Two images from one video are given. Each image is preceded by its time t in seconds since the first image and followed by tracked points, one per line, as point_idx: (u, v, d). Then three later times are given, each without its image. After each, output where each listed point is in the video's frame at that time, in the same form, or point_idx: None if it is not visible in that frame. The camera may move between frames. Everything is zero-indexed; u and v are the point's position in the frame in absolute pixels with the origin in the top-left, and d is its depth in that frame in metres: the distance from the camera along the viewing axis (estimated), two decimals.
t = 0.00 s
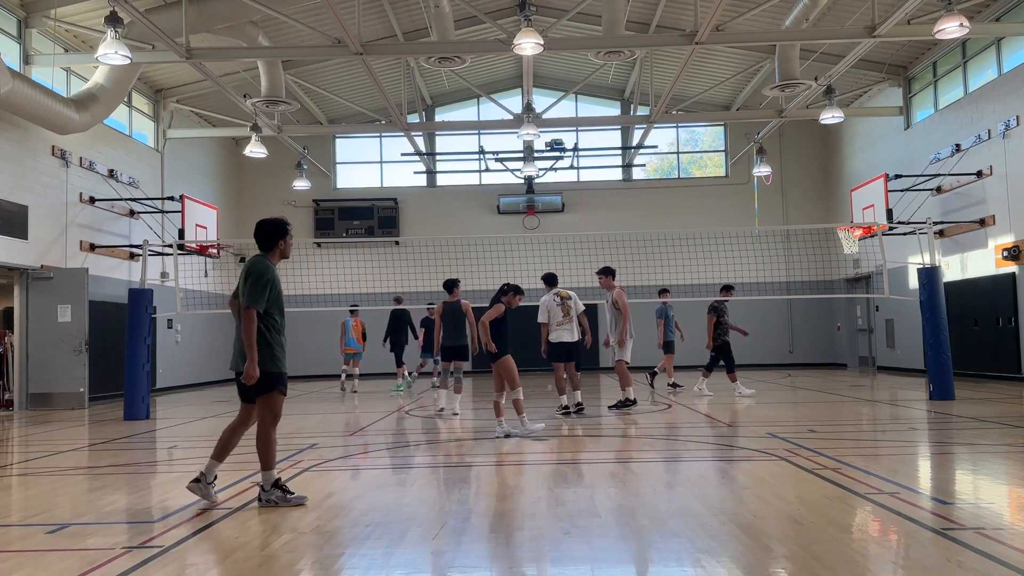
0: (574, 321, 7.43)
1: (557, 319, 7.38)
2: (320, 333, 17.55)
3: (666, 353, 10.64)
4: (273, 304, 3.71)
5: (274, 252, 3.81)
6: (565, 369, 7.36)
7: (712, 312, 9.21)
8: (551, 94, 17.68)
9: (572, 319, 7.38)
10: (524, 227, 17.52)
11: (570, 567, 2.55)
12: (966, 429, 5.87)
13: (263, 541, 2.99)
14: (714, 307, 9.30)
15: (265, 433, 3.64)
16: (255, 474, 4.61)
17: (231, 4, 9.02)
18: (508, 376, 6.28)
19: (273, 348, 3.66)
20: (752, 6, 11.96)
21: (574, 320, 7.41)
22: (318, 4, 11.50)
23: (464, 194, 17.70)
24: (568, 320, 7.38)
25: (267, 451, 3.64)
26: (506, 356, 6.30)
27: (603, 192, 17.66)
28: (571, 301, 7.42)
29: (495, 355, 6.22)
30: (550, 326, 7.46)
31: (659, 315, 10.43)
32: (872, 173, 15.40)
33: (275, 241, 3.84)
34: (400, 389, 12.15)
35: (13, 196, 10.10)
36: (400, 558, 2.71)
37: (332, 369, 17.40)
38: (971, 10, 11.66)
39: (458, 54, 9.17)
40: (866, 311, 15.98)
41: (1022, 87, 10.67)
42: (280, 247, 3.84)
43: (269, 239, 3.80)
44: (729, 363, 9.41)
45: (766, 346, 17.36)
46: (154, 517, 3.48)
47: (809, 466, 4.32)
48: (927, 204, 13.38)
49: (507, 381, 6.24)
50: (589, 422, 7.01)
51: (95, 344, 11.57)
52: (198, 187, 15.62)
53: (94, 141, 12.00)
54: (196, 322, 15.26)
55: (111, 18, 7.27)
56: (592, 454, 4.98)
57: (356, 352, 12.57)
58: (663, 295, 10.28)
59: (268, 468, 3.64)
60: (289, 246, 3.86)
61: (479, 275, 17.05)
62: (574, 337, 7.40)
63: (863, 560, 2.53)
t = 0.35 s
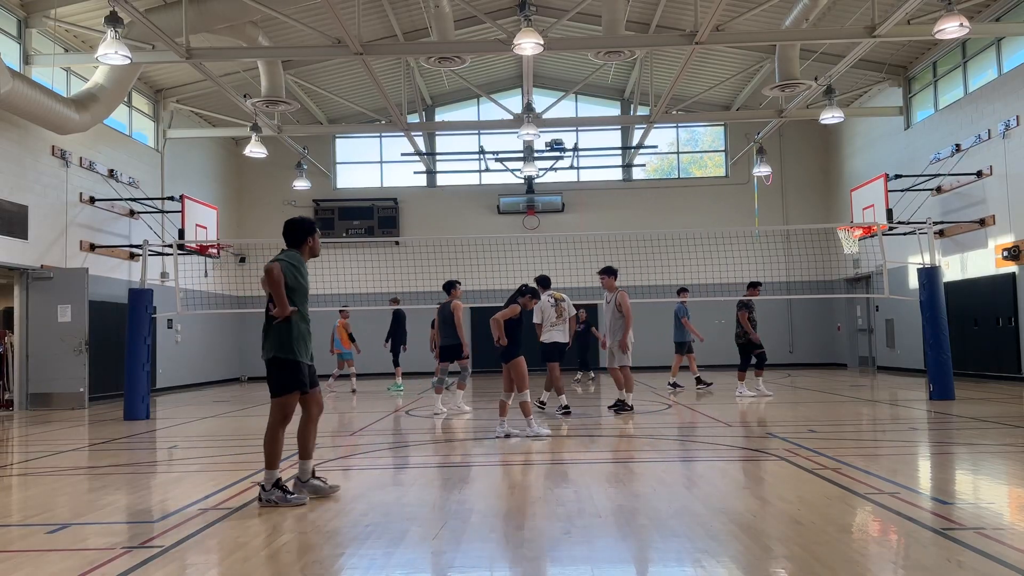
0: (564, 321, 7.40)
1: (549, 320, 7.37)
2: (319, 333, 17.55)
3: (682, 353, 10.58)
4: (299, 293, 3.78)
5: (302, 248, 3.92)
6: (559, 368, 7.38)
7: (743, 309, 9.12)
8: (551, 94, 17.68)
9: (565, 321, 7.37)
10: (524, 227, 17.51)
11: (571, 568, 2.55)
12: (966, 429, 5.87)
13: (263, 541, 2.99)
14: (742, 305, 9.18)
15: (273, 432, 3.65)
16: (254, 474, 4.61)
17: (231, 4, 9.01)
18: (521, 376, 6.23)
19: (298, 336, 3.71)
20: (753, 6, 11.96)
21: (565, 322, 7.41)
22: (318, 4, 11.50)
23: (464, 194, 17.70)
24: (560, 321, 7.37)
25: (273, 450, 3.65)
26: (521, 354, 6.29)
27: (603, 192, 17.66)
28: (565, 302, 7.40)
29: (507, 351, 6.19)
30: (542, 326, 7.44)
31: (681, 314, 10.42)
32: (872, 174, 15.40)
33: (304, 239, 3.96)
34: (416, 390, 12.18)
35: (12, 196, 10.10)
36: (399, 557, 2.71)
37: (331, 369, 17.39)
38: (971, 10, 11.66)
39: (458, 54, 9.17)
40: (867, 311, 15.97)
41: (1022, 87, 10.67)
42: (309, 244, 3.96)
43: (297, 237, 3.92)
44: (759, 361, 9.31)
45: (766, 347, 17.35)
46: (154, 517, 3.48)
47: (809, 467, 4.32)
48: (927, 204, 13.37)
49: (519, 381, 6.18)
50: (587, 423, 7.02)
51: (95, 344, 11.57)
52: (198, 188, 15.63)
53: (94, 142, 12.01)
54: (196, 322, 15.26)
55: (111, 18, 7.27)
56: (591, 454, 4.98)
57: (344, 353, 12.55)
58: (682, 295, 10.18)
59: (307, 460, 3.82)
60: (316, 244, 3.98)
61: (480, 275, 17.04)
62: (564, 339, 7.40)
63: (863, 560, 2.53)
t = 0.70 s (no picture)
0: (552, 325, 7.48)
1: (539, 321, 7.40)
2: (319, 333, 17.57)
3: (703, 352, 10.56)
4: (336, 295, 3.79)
5: (332, 249, 3.90)
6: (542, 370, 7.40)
7: (768, 307, 9.06)
8: (551, 94, 17.68)
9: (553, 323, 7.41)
10: (524, 227, 17.51)
11: (571, 567, 2.55)
12: (966, 429, 5.87)
13: (264, 541, 2.99)
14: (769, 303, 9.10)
15: (300, 432, 3.65)
16: (254, 474, 4.61)
17: (231, 4, 9.01)
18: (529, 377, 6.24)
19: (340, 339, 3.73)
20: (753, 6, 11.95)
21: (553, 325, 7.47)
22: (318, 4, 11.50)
23: (464, 194, 17.70)
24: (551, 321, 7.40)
25: (293, 447, 3.65)
26: (531, 353, 6.33)
27: (603, 191, 17.66)
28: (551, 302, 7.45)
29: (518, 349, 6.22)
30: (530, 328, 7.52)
31: (697, 314, 10.43)
32: (872, 174, 15.40)
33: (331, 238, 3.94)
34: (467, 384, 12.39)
35: (12, 196, 10.09)
36: (399, 557, 2.71)
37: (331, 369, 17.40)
38: (971, 10, 11.66)
39: (458, 54, 9.17)
40: (867, 311, 15.97)
41: (1021, 87, 10.67)
42: (337, 244, 3.94)
43: (327, 236, 3.90)
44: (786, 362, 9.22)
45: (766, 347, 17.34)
46: (154, 517, 3.48)
47: (809, 467, 4.32)
48: (927, 204, 13.37)
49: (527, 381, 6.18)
50: (587, 423, 7.02)
51: (95, 343, 11.57)
52: (198, 188, 15.62)
53: (94, 141, 12.01)
54: (196, 322, 15.27)
55: (111, 18, 7.27)
56: (592, 454, 4.98)
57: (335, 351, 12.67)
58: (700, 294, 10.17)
59: (355, 461, 3.82)
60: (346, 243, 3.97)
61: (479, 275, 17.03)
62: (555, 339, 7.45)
63: (863, 560, 2.53)
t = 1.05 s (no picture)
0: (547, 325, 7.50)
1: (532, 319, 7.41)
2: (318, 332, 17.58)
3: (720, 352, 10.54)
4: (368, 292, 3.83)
5: (361, 247, 3.95)
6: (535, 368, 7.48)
7: (786, 307, 9.04)
8: (551, 94, 17.68)
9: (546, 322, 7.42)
10: (524, 227, 17.50)
11: (570, 566, 2.55)
12: (966, 429, 5.87)
13: (264, 541, 2.99)
14: (789, 302, 9.08)
15: (374, 420, 3.69)
16: (254, 474, 4.61)
17: (230, 4, 9.01)
18: (533, 376, 6.27)
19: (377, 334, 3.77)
20: (753, 6, 11.95)
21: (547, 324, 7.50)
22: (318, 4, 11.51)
23: (464, 194, 17.70)
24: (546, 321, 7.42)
25: (368, 429, 3.68)
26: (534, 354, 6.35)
27: (603, 192, 17.66)
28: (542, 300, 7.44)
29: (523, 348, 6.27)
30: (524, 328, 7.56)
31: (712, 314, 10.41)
32: (872, 174, 15.40)
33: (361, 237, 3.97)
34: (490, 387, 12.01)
35: (12, 197, 10.09)
36: (399, 558, 2.71)
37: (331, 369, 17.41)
38: (971, 10, 11.66)
39: (458, 54, 9.17)
40: (867, 311, 15.98)
41: (1021, 87, 10.67)
42: (366, 242, 3.98)
43: (356, 236, 3.94)
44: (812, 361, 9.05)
45: (766, 347, 17.34)
46: (154, 518, 3.48)
47: (809, 466, 4.32)
48: (927, 205, 13.38)
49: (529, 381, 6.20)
50: (587, 423, 7.03)
51: (95, 343, 11.57)
52: (198, 188, 15.63)
53: (94, 141, 12.01)
54: (196, 323, 15.27)
55: (111, 18, 7.27)
56: (593, 454, 4.97)
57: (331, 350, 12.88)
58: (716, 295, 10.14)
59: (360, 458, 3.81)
60: (374, 242, 4.01)
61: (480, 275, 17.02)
62: (549, 339, 7.52)
63: (863, 560, 2.53)
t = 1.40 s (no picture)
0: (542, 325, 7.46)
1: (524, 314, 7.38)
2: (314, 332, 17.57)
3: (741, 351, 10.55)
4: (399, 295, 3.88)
5: (393, 250, 3.97)
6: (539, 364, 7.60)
7: (802, 307, 9.04)
8: (551, 94, 17.69)
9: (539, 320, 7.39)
10: (524, 227, 17.51)
11: (569, 567, 2.55)
12: (966, 429, 5.87)
13: (264, 541, 2.99)
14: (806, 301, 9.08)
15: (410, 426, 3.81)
16: (255, 474, 4.61)
17: (230, 4, 9.01)
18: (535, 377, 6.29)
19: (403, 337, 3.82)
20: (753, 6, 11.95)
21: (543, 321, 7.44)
22: (318, 4, 11.51)
23: (464, 194, 17.70)
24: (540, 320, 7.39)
25: (417, 439, 3.82)
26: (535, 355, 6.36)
27: (603, 192, 17.66)
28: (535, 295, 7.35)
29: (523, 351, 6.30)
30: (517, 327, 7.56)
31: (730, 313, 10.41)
32: (872, 174, 15.41)
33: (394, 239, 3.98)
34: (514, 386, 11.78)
35: (12, 196, 10.10)
36: (399, 558, 2.71)
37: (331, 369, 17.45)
38: (971, 10, 11.66)
39: (458, 54, 9.18)
40: (867, 311, 15.98)
41: (1021, 87, 10.67)
42: (398, 245, 4.00)
43: (390, 237, 3.95)
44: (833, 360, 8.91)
45: (766, 347, 17.35)
46: (154, 518, 3.48)
47: (809, 466, 4.32)
48: (927, 204, 13.38)
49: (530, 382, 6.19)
50: (587, 422, 7.03)
51: (95, 344, 11.57)
52: (198, 188, 15.63)
53: (95, 142, 12.01)
54: (196, 323, 15.28)
55: (111, 18, 7.27)
56: (592, 454, 4.97)
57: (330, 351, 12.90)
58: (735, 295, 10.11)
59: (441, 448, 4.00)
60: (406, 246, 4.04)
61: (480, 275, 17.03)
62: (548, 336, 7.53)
63: (863, 560, 2.53)
